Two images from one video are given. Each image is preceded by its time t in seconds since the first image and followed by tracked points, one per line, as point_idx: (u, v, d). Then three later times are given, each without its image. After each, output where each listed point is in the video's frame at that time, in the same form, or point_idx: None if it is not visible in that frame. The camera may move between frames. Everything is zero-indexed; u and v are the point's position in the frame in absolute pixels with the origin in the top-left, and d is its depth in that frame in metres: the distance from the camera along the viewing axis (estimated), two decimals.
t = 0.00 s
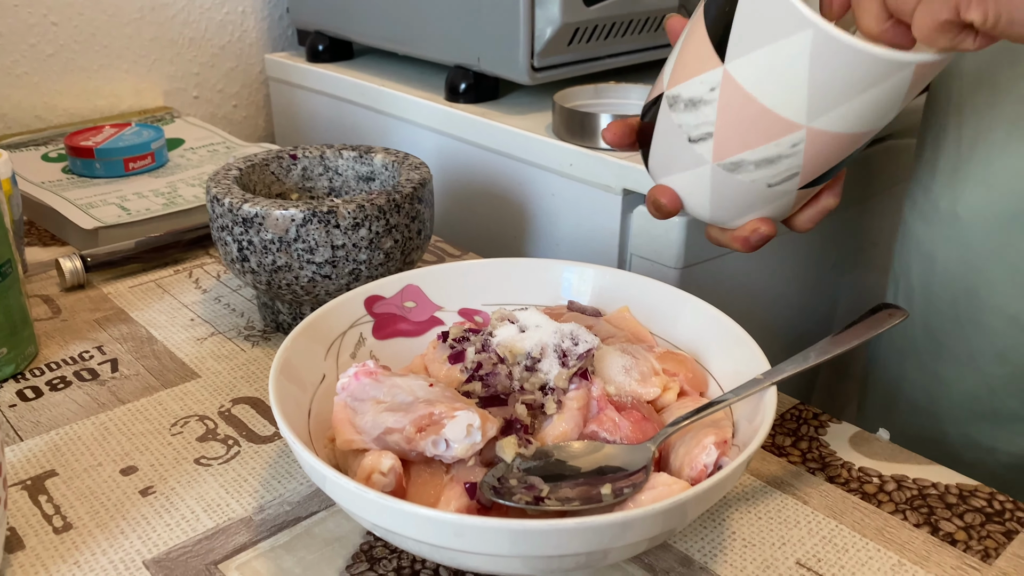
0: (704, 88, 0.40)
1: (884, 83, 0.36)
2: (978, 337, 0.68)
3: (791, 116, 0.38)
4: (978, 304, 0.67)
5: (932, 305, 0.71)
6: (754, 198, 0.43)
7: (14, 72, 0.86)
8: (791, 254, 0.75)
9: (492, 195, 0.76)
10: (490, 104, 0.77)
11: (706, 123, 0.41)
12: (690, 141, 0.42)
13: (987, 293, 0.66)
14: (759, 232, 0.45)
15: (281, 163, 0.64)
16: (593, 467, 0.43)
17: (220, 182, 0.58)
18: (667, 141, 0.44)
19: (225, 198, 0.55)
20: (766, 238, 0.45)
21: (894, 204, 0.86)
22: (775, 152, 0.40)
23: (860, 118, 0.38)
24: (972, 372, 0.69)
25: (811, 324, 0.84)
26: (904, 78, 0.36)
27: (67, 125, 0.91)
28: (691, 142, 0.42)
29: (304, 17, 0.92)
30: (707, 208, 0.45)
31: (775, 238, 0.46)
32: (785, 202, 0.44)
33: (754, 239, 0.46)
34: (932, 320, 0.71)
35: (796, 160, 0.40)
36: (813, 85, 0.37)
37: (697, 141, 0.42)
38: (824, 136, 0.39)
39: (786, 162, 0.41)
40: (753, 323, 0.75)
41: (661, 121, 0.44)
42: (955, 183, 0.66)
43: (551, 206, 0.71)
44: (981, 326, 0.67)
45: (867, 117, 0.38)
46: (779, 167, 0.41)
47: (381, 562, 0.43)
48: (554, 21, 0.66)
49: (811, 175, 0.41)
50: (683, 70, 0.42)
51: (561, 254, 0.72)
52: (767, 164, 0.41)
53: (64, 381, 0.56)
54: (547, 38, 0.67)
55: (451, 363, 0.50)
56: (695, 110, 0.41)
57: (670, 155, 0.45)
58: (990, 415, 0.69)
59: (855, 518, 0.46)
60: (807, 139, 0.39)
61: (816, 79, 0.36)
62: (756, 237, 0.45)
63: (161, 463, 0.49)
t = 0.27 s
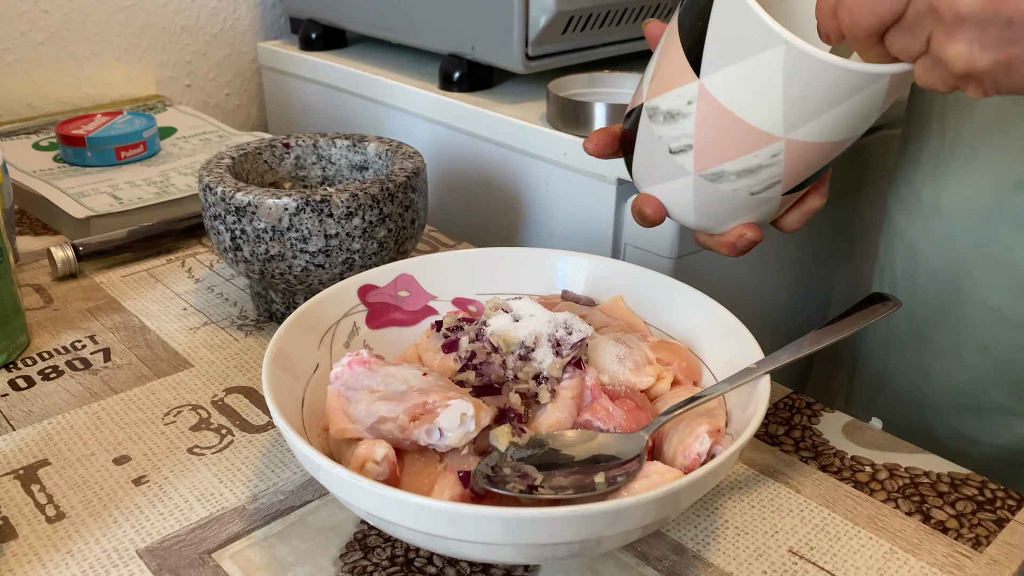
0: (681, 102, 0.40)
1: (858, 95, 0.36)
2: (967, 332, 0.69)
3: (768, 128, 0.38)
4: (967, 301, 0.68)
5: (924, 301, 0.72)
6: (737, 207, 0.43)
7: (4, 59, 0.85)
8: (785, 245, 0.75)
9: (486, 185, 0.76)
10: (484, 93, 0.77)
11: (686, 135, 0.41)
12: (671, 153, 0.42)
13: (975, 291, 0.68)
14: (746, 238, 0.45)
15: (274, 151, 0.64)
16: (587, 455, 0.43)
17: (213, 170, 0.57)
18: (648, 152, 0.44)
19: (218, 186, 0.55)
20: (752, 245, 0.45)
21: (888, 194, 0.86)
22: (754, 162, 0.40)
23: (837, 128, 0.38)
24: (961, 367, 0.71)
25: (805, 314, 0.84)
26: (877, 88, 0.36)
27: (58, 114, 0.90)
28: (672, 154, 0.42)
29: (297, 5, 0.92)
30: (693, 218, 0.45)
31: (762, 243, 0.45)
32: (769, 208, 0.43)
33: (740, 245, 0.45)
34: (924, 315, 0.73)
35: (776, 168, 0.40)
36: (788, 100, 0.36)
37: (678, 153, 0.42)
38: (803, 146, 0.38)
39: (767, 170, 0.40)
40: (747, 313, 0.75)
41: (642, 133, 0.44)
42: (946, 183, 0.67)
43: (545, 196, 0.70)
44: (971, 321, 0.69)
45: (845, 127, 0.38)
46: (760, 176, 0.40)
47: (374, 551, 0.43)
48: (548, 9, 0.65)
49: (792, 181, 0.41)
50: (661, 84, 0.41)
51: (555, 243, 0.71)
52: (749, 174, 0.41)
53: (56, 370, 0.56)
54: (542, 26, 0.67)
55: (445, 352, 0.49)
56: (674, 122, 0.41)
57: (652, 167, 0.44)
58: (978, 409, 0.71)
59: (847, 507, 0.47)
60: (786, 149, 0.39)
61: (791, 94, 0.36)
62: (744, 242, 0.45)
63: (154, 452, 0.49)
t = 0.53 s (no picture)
0: (668, 82, 0.39)
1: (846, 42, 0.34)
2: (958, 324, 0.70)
3: (758, 93, 0.36)
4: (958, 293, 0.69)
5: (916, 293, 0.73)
6: (740, 187, 0.41)
7: None
8: (780, 237, 0.75)
9: (481, 177, 0.76)
10: (479, 85, 0.77)
11: (676, 117, 0.39)
12: (665, 139, 0.40)
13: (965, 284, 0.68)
14: (753, 221, 0.42)
15: (268, 143, 0.64)
16: (581, 447, 0.43)
17: (207, 162, 0.57)
18: (641, 144, 0.42)
19: (211, 178, 0.55)
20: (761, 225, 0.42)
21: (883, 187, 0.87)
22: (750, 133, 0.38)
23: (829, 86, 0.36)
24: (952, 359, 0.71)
25: (800, 306, 0.84)
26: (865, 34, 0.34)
27: (51, 105, 0.90)
28: (666, 139, 0.40)
29: None
30: (694, 204, 0.42)
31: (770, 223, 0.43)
32: (774, 184, 0.41)
33: (749, 229, 0.42)
34: (916, 308, 0.73)
35: (773, 137, 0.38)
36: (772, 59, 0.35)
37: (672, 137, 0.40)
38: (796, 106, 0.36)
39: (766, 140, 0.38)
40: (742, 305, 0.75)
41: (633, 125, 0.42)
42: (938, 175, 0.67)
43: (540, 188, 0.70)
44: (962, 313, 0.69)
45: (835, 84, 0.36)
46: (758, 147, 0.38)
47: (369, 543, 0.43)
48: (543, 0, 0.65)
49: (793, 150, 0.39)
50: (645, 70, 0.40)
51: (550, 236, 0.71)
52: (747, 147, 0.38)
53: (50, 362, 0.56)
54: (537, 18, 0.66)
55: (440, 344, 0.50)
56: (663, 106, 0.39)
57: (647, 158, 0.42)
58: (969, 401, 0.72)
59: (841, 498, 0.47)
60: (780, 113, 0.37)
61: (775, 50, 0.35)
62: (751, 225, 0.42)
63: (148, 445, 0.49)
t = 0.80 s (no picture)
0: (646, 62, 0.38)
1: None
2: (952, 317, 0.70)
3: (733, 58, 0.36)
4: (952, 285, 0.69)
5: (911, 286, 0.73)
6: (729, 162, 0.40)
7: None
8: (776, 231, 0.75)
9: (476, 170, 0.76)
10: (474, 78, 0.76)
11: (658, 95, 0.39)
12: (649, 121, 0.40)
13: (958, 276, 0.68)
14: (749, 198, 0.41)
15: (262, 136, 0.63)
16: (575, 440, 0.43)
17: (201, 154, 0.57)
18: (628, 131, 0.41)
19: (205, 170, 0.54)
20: (757, 202, 0.41)
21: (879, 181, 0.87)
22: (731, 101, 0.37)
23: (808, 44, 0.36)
24: (946, 351, 0.71)
25: (795, 300, 0.84)
26: None
27: (44, 97, 0.89)
28: (651, 121, 0.40)
29: None
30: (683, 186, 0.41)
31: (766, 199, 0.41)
32: (765, 158, 0.40)
33: (746, 207, 0.41)
34: (911, 301, 0.73)
35: (756, 102, 0.37)
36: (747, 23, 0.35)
37: (657, 117, 0.39)
38: (776, 67, 0.36)
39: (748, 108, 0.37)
40: (737, 299, 0.75)
41: (618, 113, 0.42)
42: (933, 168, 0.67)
43: (535, 181, 0.70)
44: (956, 306, 0.69)
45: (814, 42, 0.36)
46: (742, 116, 0.37)
47: (363, 536, 0.43)
48: None
49: (779, 117, 0.38)
50: (623, 55, 0.40)
51: (545, 229, 0.71)
52: (731, 118, 0.38)
53: (43, 355, 0.56)
54: (533, 11, 0.66)
55: (435, 338, 0.49)
56: (644, 87, 0.39)
57: (634, 145, 0.42)
58: (963, 393, 0.72)
59: (835, 491, 0.47)
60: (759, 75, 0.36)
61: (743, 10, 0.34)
62: (749, 203, 0.41)
63: (142, 438, 0.49)
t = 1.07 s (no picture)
0: (631, 80, 0.39)
1: None
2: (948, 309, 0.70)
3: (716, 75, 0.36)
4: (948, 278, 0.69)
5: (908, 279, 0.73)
6: (718, 171, 0.40)
7: None
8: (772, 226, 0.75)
9: (472, 165, 0.76)
10: (470, 72, 0.76)
11: (645, 112, 0.39)
12: (638, 137, 0.40)
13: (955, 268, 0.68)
14: (741, 208, 0.41)
15: (257, 129, 0.63)
16: (571, 434, 0.43)
17: (195, 148, 0.57)
18: (618, 147, 0.42)
19: (200, 164, 0.54)
20: (749, 212, 0.41)
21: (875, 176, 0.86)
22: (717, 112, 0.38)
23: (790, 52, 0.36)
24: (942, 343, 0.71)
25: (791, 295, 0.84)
26: None
27: (38, 91, 0.89)
28: (639, 137, 0.40)
29: None
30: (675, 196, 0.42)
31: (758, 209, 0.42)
32: (755, 168, 0.40)
33: (739, 217, 0.41)
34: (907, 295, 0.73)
35: (741, 117, 0.37)
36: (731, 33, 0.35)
37: (645, 134, 0.40)
38: (759, 81, 0.36)
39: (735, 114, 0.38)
40: (733, 294, 0.75)
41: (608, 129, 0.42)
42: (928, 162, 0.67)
43: (531, 176, 0.70)
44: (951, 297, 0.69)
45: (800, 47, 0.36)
46: (729, 130, 0.38)
47: (358, 530, 0.43)
48: None
49: (766, 129, 0.38)
50: (609, 73, 0.40)
51: (541, 224, 0.71)
52: (718, 132, 0.38)
53: (37, 349, 0.55)
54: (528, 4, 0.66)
55: (429, 332, 0.49)
56: (631, 104, 0.39)
57: (625, 160, 0.42)
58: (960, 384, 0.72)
59: (830, 485, 0.47)
60: (743, 91, 0.36)
61: (723, 28, 0.35)
62: (741, 213, 0.41)
63: (137, 432, 0.48)
